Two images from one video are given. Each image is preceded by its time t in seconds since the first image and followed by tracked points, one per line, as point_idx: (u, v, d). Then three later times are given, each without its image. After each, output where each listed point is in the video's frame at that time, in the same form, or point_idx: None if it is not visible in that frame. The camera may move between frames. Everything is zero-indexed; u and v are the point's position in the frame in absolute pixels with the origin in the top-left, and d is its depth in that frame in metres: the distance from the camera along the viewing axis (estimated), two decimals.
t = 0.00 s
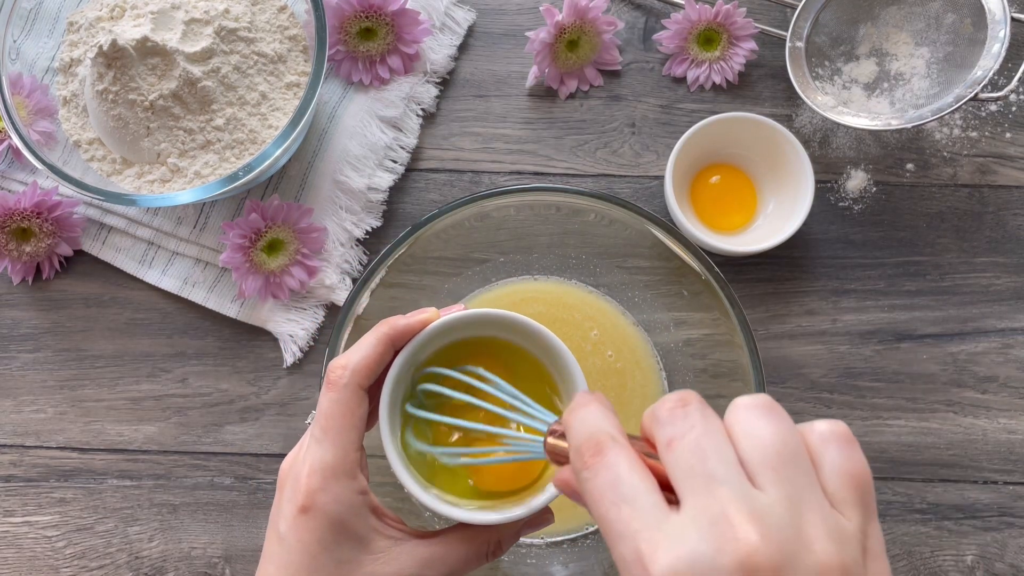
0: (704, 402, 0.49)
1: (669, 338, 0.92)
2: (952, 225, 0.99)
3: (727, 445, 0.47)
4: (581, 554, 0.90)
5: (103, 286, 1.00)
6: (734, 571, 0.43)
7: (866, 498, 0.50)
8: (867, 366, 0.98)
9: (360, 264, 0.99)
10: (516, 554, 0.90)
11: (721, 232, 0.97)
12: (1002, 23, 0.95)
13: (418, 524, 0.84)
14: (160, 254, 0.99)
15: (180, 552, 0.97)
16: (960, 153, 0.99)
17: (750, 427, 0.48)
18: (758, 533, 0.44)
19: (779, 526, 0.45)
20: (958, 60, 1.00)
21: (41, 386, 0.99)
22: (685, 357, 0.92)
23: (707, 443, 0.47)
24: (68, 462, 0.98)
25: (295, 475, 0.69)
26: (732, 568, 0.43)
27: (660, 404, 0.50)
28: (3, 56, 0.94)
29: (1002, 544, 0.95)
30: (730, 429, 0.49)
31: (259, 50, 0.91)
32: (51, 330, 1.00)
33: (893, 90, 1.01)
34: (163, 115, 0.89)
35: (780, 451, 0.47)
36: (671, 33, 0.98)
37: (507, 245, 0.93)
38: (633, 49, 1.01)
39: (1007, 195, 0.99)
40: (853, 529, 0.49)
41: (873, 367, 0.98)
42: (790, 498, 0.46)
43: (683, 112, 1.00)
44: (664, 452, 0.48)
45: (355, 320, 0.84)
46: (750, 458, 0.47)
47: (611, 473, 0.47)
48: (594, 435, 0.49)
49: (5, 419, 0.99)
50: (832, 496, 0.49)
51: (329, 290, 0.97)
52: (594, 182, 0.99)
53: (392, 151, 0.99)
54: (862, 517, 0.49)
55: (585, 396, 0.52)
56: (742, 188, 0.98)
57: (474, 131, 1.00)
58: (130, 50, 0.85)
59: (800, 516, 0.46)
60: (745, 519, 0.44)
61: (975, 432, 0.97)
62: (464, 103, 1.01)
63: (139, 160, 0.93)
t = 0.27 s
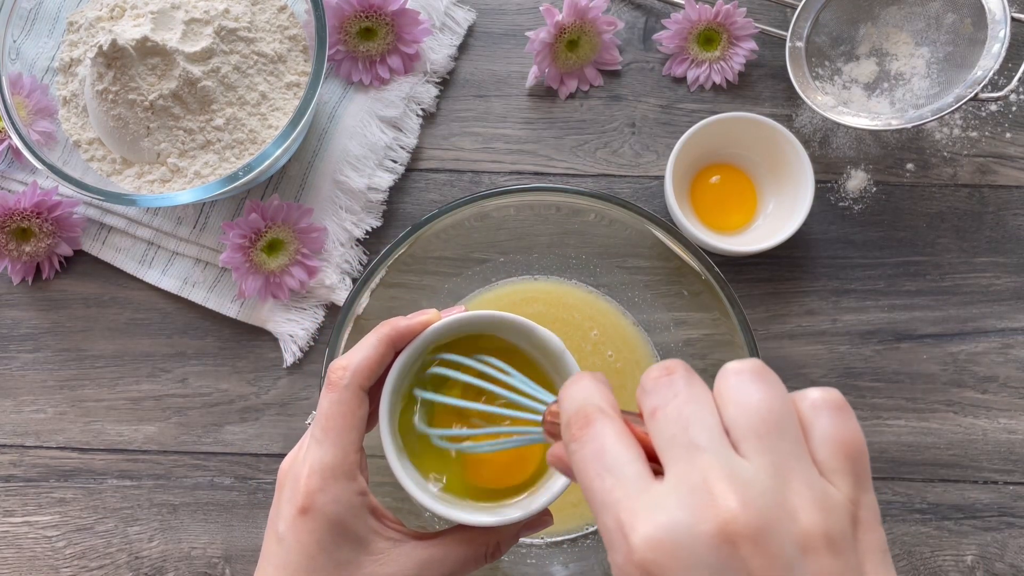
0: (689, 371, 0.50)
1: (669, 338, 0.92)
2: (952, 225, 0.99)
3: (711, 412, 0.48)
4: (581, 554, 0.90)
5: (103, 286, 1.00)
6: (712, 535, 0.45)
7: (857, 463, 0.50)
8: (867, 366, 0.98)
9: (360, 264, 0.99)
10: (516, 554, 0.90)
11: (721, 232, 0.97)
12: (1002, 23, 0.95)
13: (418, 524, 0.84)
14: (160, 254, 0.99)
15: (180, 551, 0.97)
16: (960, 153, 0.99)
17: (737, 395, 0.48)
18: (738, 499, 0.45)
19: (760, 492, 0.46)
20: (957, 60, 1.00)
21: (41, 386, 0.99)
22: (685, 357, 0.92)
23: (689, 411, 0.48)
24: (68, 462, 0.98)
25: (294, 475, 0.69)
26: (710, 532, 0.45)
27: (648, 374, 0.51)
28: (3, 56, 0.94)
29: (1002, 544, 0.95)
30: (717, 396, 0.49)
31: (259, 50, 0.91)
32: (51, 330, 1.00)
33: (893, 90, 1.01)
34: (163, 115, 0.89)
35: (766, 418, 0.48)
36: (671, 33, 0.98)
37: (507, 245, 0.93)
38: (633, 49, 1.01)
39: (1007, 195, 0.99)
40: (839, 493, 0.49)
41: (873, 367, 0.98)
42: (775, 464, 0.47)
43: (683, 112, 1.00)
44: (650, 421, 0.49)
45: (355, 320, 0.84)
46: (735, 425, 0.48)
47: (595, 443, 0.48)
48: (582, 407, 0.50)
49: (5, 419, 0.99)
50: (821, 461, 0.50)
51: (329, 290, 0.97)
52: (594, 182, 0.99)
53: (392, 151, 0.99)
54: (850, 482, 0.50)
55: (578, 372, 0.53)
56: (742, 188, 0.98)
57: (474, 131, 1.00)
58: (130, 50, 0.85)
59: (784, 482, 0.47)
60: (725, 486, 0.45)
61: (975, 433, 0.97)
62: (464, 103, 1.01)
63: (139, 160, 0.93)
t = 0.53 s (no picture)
0: (705, 361, 0.50)
1: (670, 338, 0.92)
2: (951, 225, 0.99)
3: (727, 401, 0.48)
4: (581, 554, 0.90)
5: (103, 286, 1.00)
6: (731, 524, 0.45)
7: (875, 451, 0.50)
8: (867, 366, 0.98)
9: (360, 264, 0.99)
10: (516, 554, 0.90)
11: (721, 232, 0.97)
12: (1002, 23, 0.95)
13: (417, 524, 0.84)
14: (160, 254, 0.99)
15: (180, 552, 0.97)
16: (960, 153, 0.99)
17: (751, 383, 0.49)
18: (756, 487, 0.45)
19: (779, 479, 0.46)
20: (957, 60, 1.00)
21: (41, 386, 0.99)
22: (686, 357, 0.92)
23: (704, 400, 0.48)
24: (68, 462, 0.98)
25: (281, 474, 0.68)
26: (728, 521, 0.45)
27: (660, 364, 0.51)
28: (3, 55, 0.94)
29: (1003, 544, 0.95)
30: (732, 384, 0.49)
31: (259, 50, 0.91)
32: (51, 330, 0.99)
33: (893, 90, 1.01)
34: (163, 115, 0.89)
35: (782, 406, 0.48)
36: (671, 33, 0.98)
37: (507, 245, 0.93)
38: (633, 49, 1.01)
39: (1007, 194, 0.99)
40: (859, 481, 0.49)
41: (873, 367, 0.98)
42: (792, 452, 0.47)
43: (683, 112, 1.00)
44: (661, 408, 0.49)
45: (355, 320, 0.84)
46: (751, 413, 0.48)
47: (608, 433, 0.48)
48: (590, 397, 0.51)
49: (5, 419, 0.99)
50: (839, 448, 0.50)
51: (329, 291, 0.97)
52: (594, 182, 0.99)
53: (392, 151, 0.99)
54: (870, 470, 0.50)
55: (585, 365, 0.53)
56: (741, 188, 0.98)
57: (474, 131, 1.00)
58: (130, 50, 0.85)
59: (802, 469, 0.47)
60: (742, 473, 0.45)
61: (975, 433, 0.97)
62: (464, 103, 1.01)
63: (139, 160, 0.93)
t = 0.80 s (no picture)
0: (705, 362, 0.50)
1: (670, 338, 0.92)
2: (952, 225, 0.99)
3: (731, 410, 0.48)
4: (581, 553, 0.90)
5: (103, 286, 1.00)
6: (731, 535, 0.45)
7: (888, 461, 0.49)
8: (868, 366, 0.98)
9: (360, 264, 0.99)
10: (516, 554, 0.90)
11: (721, 232, 0.97)
12: (1002, 23, 0.95)
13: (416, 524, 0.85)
14: (160, 254, 0.99)
15: (180, 552, 0.97)
16: (960, 153, 0.99)
17: (756, 392, 0.48)
18: (756, 502, 0.45)
19: (780, 490, 0.46)
20: (958, 60, 1.00)
21: (41, 386, 0.99)
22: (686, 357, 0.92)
23: (705, 410, 0.48)
24: (68, 462, 0.98)
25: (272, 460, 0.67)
26: (726, 532, 0.45)
27: (661, 366, 0.51)
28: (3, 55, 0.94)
29: (1003, 544, 0.95)
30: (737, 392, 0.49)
31: (259, 50, 0.91)
32: (51, 330, 0.99)
33: (893, 90, 1.01)
34: (163, 115, 0.89)
35: (786, 417, 0.47)
36: (671, 33, 0.98)
37: (507, 245, 0.93)
38: (634, 49, 1.01)
39: (1008, 194, 0.99)
40: (869, 495, 0.48)
41: (873, 367, 0.98)
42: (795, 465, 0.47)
43: (683, 112, 1.00)
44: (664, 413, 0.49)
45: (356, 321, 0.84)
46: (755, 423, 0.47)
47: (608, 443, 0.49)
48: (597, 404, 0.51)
49: (5, 419, 0.99)
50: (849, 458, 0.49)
51: (329, 291, 0.97)
52: (594, 182, 0.99)
53: (392, 151, 0.98)
54: (882, 483, 0.49)
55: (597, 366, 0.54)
56: (741, 188, 0.98)
57: (474, 131, 1.00)
58: (130, 50, 0.85)
59: (805, 480, 0.47)
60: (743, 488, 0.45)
61: (975, 433, 0.97)
62: (464, 103, 1.01)
63: (139, 160, 0.93)
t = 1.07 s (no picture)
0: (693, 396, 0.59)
1: (669, 338, 0.94)
2: (951, 225, 0.99)
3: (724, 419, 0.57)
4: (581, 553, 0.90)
5: (103, 286, 1.00)
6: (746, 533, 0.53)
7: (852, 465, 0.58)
8: (867, 366, 0.98)
9: (360, 264, 0.99)
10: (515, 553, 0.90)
11: (722, 232, 0.97)
12: (1002, 23, 0.96)
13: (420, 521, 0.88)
14: (160, 254, 0.99)
15: (180, 551, 0.97)
16: (959, 153, 0.99)
17: (739, 405, 0.57)
18: (754, 492, 0.53)
19: (778, 493, 0.53)
20: (957, 60, 1.00)
21: (42, 387, 0.99)
22: (686, 356, 0.93)
23: (702, 421, 0.57)
24: (68, 462, 0.98)
25: (273, 483, 0.61)
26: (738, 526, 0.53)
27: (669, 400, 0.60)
28: (3, 56, 0.94)
29: (1002, 544, 0.95)
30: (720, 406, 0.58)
31: (259, 50, 0.91)
32: (51, 330, 1.00)
33: (892, 90, 1.01)
34: (164, 115, 0.89)
35: (771, 425, 0.56)
36: (671, 33, 0.98)
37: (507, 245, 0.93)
38: (633, 49, 1.01)
39: (1007, 195, 0.99)
40: (855, 496, 0.56)
41: (873, 367, 0.98)
42: (788, 464, 0.54)
43: (683, 112, 1.00)
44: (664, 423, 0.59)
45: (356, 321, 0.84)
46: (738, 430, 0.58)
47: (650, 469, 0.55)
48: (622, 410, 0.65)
49: (5, 419, 0.99)
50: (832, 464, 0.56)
51: (329, 291, 0.97)
52: (594, 182, 1.00)
53: (392, 151, 0.99)
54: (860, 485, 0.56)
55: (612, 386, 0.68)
56: (743, 188, 0.98)
57: (474, 131, 1.00)
58: (130, 50, 0.85)
59: (799, 486, 0.53)
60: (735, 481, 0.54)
61: (974, 432, 0.97)
62: (464, 103, 1.01)
63: (139, 160, 0.93)
